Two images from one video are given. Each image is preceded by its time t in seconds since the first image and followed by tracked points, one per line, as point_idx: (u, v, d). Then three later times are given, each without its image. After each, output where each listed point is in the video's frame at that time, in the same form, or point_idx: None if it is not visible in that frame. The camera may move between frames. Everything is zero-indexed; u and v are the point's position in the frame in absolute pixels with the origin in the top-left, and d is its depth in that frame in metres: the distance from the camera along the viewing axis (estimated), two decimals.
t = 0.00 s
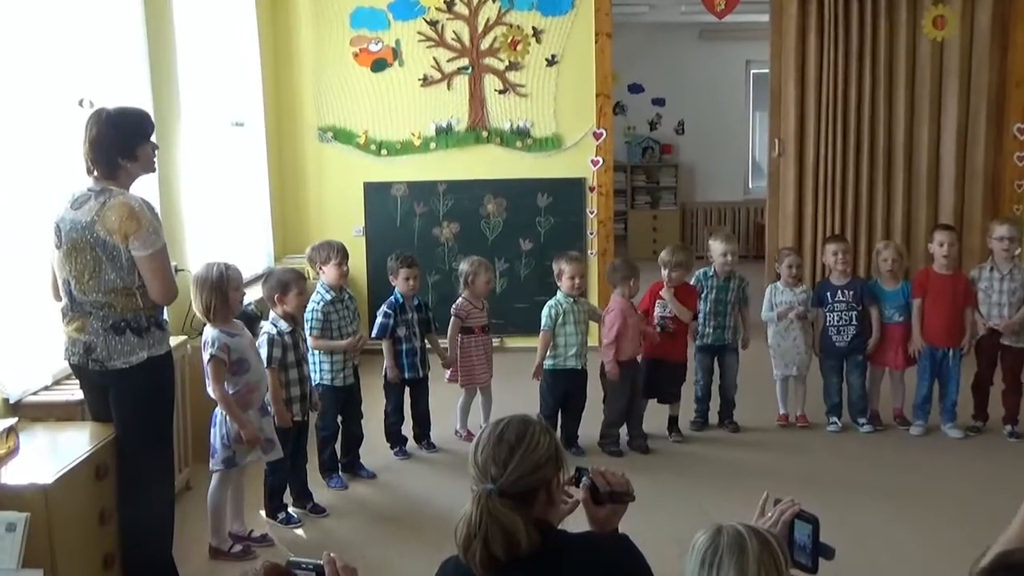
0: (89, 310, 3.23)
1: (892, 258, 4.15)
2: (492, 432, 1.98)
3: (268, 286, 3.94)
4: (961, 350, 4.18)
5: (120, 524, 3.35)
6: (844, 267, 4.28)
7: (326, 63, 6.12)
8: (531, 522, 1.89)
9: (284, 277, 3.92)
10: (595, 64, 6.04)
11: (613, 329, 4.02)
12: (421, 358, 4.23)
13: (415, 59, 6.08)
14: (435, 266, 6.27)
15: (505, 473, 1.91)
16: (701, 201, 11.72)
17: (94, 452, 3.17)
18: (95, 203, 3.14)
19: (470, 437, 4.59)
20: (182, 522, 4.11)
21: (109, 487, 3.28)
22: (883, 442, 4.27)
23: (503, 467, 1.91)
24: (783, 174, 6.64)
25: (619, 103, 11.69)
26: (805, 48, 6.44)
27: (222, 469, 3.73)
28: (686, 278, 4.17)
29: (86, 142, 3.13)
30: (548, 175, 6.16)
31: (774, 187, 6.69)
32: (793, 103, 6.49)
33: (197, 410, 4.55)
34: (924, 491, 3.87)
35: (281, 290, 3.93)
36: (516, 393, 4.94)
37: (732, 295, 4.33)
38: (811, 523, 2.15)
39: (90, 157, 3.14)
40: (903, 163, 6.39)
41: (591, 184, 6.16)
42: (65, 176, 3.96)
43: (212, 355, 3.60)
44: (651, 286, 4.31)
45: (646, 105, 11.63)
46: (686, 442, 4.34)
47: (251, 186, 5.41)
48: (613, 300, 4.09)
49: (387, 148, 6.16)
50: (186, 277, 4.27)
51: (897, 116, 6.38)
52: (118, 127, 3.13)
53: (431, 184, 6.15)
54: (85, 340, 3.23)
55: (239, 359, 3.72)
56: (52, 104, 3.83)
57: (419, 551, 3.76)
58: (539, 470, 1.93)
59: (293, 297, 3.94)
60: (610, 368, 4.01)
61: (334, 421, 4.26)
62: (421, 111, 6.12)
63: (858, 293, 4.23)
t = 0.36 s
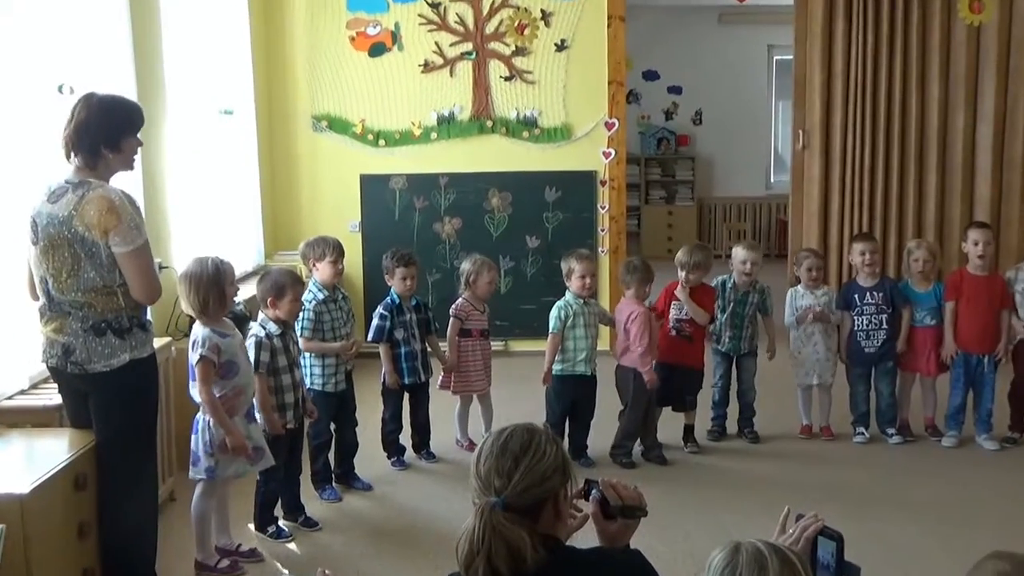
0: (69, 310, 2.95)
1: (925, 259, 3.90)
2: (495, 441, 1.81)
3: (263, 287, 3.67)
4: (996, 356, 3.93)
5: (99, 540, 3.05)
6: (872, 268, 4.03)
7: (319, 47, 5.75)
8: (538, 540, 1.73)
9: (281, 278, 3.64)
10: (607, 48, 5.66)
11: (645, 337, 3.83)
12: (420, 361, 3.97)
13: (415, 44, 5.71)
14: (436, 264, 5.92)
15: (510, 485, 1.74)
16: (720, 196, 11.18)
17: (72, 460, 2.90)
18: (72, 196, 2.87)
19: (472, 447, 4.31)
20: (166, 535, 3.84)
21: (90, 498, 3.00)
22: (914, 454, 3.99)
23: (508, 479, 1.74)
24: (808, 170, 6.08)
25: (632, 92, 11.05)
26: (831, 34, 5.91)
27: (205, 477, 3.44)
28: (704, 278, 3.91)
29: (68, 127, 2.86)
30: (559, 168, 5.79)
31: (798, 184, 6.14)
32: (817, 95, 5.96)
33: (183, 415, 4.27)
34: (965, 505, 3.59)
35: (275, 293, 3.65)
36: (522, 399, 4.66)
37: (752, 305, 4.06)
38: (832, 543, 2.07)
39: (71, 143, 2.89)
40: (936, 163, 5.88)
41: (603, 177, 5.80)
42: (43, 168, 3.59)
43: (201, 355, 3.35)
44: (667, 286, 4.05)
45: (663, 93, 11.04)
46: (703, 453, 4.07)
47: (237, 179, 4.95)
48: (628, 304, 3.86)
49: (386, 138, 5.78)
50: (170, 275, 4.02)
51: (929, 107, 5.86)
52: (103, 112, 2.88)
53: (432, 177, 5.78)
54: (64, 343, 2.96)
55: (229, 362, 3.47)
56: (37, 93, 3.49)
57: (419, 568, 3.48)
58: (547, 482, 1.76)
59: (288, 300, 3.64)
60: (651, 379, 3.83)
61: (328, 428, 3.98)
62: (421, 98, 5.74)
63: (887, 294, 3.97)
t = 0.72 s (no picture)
0: (42, 312, 2.68)
1: (955, 255, 3.70)
2: (496, 451, 1.77)
3: (246, 287, 3.39)
4: None
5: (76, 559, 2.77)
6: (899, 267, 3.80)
7: (309, 32, 5.45)
8: (539, 554, 1.70)
9: (265, 275, 3.37)
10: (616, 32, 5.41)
11: (654, 347, 3.57)
12: (417, 367, 3.72)
13: (412, 27, 5.43)
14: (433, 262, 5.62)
15: (512, 498, 1.71)
16: (737, 190, 10.30)
17: (46, 470, 2.62)
18: (46, 190, 2.60)
19: (472, 457, 4.00)
20: (145, 554, 3.58)
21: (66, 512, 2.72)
22: (944, 465, 3.75)
23: (510, 492, 1.71)
24: (831, 163, 5.78)
25: (643, 78, 10.23)
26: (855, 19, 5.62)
27: (175, 491, 3.24)
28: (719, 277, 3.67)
29: (43, 119, 2.58)
30: (565, 159, 5.51)
31: (820, 176, 5.83)
32: (840, 83, 5.68)
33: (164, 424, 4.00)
34: (999, 516, 3.36)
35: (261, 292, 3.37)
36: (525, 407, 4.39)
37: (770, 302, 3.82)
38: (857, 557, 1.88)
39: (46, 135, 2.61)
40: (968, 153, 5.49)
41: (611, 170, 5.52)
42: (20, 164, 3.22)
43: (178, 356, 3.15)
44: (681, 285, 3.80)
45: (674, 81, 10.23)
46: (718, 464, 3.83)
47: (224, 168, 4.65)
48: (637, 309, 3.61)
49: (381, 128, 5.49)
50: (151, 274, 3.78)
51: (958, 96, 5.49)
52: (81, 101, 2.61)
53: (429, 169, 5.49)
54: (37, 346, 2.68)
55: (205, 367, 3.27)
56: (14, 82, 3.15)
57: None
58: (549, 496, 1.72)
59: (274, 297, 3.37)
60: (658, 392, 3.57)
61: (319, 436, 3.71)
62: (418, 86, 5.45)
63: (914, 295, 3.75)
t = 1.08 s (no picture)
0: (15, 311, 2.42)
1: (987, 254, 3.49)
2: (500, 461, 1.56)
3: (233, 286, 3.14)
4: None
5: None
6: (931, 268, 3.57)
7: (302, 13, 5.18)
8: None
9: (252, 274, 3.12)
10: (629, 15, 5.12)
11: (664, 347, 3.32)
12: (415, 370, 3.48)
13: (412, 9, 5.15)
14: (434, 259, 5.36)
15: (517, 512, 1.49)
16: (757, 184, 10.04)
17: (21, 479, 2.35)
18: (20, 180, 2.35)
19: (475, 467, 3.72)
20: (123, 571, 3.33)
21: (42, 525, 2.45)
22: (980, 479, 3.51)
23: (514, 505, 1.49)
24: (858, 154, 5.47)
25: (658, 63, 9.96)
26: None
27: (153, 503, 3.03)
28: (740, 276, 3.45)
29: (18, 106, 2.32)
30: (574, 150, 5.23)
31: (847, 171, 5.53)
32: (868, 68, 5.37)
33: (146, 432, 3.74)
34: None
35: (248, 293, 3.12)
36: (534, 416, 4.15)
37: (794, 295, 3.58)
38: None
39: (18, 122, 2.35)
40: (1005, 139, 5.23)
41: (624, 161, 5.23)
42: None
43: (156, 360, 2.93)
44: (698, 286, 3.57)
45: (691, 66, 9.93)
46: (737, 476, 3.59)
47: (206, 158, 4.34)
48: (650, 308, 3.36)
49: (378, 116, 5.21)
50: (132, 270, 3.56)
51: (995, 82, 5.23)
52: (60, 85, 2.35)
53: (430, 161, 5.22)
54: (11, 347, 2.42)
55: (185, 371, 3.05)
56: None
57: None
58: (560, 511, 1.51)
59: (261, 301, 3.13)
60: (667, 395, 3.33)
61: (312, 445, 3.44)
62: (418, 72, 5.18)
63: (946, 295, 3.54)
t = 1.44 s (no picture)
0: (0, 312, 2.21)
1: None
2: (517, 476, 1.50)
3: (227, 285, 2.93)
4: None
5: None
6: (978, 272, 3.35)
7: None
8: None
9: (250, 273, 2.90)
10: None
11: (695, 351, 3.12)
12: (424, 379, 3.26)
13: None
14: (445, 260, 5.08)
15: (534, 530, 1.45)
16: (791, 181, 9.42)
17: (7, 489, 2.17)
18: (9, 172, 2.14)
19: (488, 482, 3.46)
20: None
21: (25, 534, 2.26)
22: None
23: (532, 524, 1.45)
24: (899, 150, 5.05)
25: (685, 50, 9.38)
26: None
27: (146, 516, 2.82)
28: (768, 279, 3.29)
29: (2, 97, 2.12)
30: (595, 143, 4.93)
31: (887, 169, 5.12)
32: (911, 59, 4.94)
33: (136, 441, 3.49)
34: None
35: (245, 293, 2.91)
36: (550, 429, 3.92)
37: (828, 299, 3.36)
38: None
39: (5, 115, 2.14)
40: None
41: (649, 156, 4.93)
42: None
43: (146, 363, 2.72)
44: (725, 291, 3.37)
45: (722, 54, 9.34)
46: (766, 493, 3.36)
47: (200, 147, 4.10)
48: (682, 309, 3.17)
49: (385, 106, 4.94)
50: (124, 269, 3.38)
51: None
52: (49, 73, 2.14)
53: (440, 154, 4.94)
54: None
55: (179, 376, 2.82)
56: None
57: None
58: (579, 530, 1.46)
59: (258, 300, 2.91)
60: (698, 403, 3.12)
61: (313, 456, 3.21)
62: (430, 60, 4.91)
63: (995, 302, 3.34)
